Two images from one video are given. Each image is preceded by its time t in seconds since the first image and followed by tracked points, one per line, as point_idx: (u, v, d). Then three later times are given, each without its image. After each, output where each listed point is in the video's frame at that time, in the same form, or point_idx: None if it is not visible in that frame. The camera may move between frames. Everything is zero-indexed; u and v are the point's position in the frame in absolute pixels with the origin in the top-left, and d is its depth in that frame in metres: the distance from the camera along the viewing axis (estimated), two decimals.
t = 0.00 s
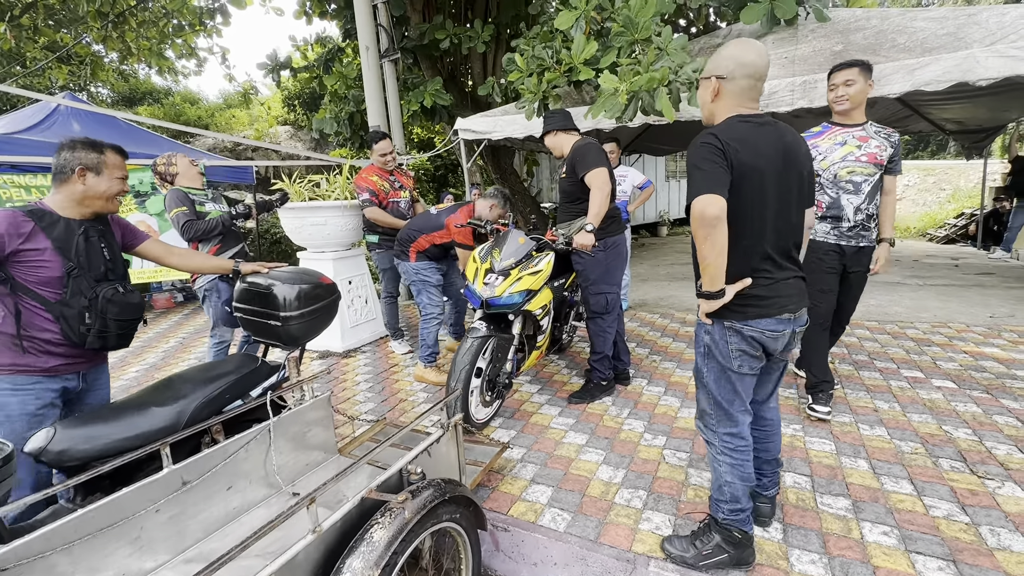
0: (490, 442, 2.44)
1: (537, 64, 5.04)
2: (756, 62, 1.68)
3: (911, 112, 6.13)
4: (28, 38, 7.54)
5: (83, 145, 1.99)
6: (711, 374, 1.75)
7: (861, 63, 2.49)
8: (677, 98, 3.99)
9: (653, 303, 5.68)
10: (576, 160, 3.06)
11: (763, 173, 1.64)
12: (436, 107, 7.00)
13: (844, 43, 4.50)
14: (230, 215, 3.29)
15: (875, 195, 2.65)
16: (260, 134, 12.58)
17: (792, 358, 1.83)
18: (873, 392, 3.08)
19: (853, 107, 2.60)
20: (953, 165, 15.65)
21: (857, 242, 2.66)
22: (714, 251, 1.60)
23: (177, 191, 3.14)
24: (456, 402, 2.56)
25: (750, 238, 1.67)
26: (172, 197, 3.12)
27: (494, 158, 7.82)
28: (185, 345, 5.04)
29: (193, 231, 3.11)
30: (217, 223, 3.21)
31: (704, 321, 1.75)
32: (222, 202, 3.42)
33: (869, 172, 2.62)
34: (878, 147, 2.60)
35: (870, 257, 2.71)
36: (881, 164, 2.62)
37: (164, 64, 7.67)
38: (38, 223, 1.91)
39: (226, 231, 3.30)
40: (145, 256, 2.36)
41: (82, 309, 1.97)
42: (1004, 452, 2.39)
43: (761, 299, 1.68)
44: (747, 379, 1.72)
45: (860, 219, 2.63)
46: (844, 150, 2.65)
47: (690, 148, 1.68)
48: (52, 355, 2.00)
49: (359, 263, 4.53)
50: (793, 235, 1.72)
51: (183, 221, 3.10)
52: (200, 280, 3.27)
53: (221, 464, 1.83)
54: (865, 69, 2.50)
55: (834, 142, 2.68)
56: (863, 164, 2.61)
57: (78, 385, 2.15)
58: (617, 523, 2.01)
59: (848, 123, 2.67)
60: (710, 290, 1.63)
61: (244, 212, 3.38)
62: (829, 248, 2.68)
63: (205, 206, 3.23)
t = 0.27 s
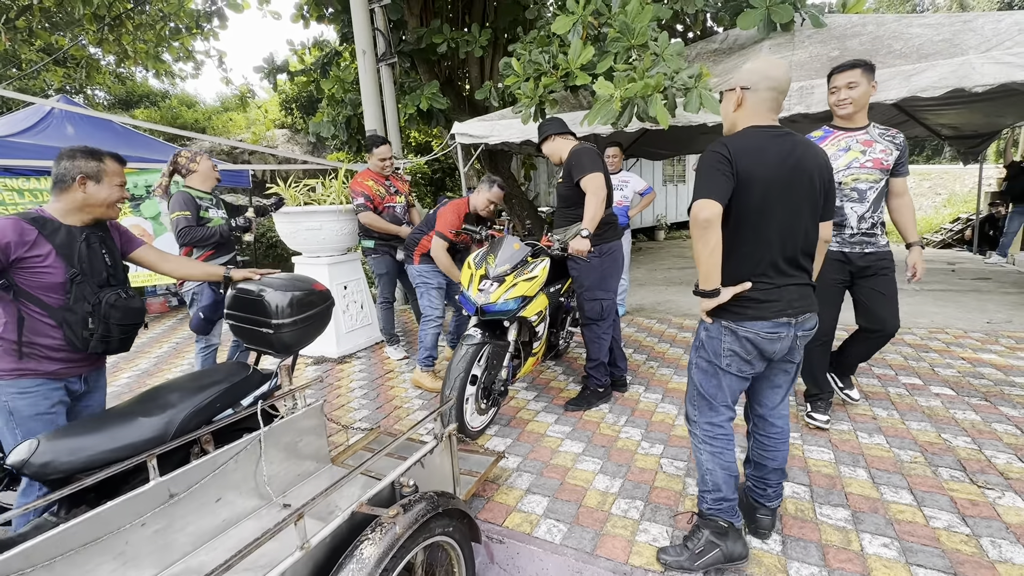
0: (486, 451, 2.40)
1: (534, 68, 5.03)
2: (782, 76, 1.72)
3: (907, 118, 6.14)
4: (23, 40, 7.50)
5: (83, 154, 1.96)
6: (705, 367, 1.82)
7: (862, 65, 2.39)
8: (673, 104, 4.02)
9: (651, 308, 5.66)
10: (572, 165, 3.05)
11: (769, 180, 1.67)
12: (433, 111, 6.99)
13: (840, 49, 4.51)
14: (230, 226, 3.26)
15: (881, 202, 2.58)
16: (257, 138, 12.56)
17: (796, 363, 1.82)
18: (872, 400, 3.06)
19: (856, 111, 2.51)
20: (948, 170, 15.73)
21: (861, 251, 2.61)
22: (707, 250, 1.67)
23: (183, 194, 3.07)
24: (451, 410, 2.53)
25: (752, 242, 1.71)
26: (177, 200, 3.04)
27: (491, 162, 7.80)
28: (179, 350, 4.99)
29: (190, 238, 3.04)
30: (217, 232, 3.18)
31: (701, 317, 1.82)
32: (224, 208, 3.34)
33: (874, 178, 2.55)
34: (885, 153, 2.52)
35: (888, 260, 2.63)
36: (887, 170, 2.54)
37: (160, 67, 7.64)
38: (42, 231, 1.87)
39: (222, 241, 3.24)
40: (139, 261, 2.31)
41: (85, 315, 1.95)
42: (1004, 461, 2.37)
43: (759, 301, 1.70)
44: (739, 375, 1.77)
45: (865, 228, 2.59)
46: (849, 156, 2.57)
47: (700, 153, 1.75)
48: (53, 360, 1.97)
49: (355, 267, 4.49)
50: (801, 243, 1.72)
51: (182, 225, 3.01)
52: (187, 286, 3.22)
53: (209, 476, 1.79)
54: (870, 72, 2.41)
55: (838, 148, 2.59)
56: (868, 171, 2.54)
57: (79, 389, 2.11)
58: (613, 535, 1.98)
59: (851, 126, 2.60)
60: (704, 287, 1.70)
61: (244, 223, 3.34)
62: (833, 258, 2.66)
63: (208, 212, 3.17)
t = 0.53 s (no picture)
0: (484, 456, 2.39)
1: (532, 73, 5.03)
2: (792, 89, 1.79)
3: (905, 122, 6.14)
4: (22, 42, 7.48)
5: (75, 159, 1.92)
6: (701, 350, 1.94)
7: (884, 61, 2.26)
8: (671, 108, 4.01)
9: (650, 312, 5.66)
10: (571, 170, 3.03)
11: (771, 186, 1.74)
12: (432, 114, 6.98)
13: (838, 53, 4.52)
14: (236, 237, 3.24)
15: (896, 209, 2.41)
16: (256, 140, 12.54)
17: (795, 363, 1.87)
18: (871, 404, 3.05)
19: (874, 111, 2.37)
20: (945, 174, 15.80)
21: (869, 258, 2.44)
22: (700, 246, 1.80)
23: (197, 201, 3.03)
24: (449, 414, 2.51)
25: (749, 242, 1.81)
26: (191, 206, 3.01)
27: (490, 165, 7.79)
28: (176, 354, 4.97)
29: (196, 246, 3.01)
30: (223, 243, 3.17)
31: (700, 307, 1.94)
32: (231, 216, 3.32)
33: (888, 184, 2.39)
34: (903, 157, 2.36)
35: (902, 270, 2.41)
36: (906, 175, 2.38)
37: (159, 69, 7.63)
38: (44, 240, 1.86)
39: (224, 250, 3.21)
40: (138, 264, 2.30)
41: (92, 323, 1.94)
42: (1004, 466, 2.36)
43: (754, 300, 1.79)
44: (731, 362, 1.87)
45: (875, 234, 2.42)
46: (863, 159, 2.43)
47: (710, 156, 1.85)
48: (65, 365, 1.98)
49: (353, 271, 4.48)
50: (801, 248, 1.78)
51: (191, 233, 2.99)
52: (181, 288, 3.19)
53: (204, 482, 1.77)
54: (888, 69, 2.26)
55: (852, 150, 2.46)
56: (881, 175, 2.39)
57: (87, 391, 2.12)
58: (612, 541, 1.97)
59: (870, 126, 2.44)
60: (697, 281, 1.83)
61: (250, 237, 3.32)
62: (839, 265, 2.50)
63: (218, 221, 3.16)
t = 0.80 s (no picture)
0: (483, 456, 2.39)
1: (531, 75, 5.03)
2: (786, 98, 1.86)
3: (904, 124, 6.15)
4: (22, 43, 7.48)
5: (81, 163, 1.90)
6: (702, 341, 2.12)
7: (930, 47, 2.09)
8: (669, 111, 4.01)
9: (649, 313, 5.66)
10: (565, 172, 3.04)
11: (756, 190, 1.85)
12: (431, 115, 6.99)
13: (837, 55, 4.54)
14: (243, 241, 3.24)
15: (926, 211, 2.23)
16: (255, 141, 12.55)
17: (792, 355, 1.89)
18: (870, 405, 3.06)
19: (915, 103, 2.18)
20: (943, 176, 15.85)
21: (889, 262, 2.30)
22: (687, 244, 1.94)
23: (202, 204, 3.03)
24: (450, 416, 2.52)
25: (737, 241, 1.93)
26: (197, 210, 3.01)
27: (490, 167, 7.80)
28: (175, 355, 4.96)
29: (205, 251, 3.00)
30: (230, 247, 3.16)
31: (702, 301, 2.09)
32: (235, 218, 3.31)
33: (917, 183, 2.22)
34: (939, 155, 2.17)
35: (929, 275, 2.25)
36: (939, 175, 2.19)
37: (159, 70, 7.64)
38: (54, 244, 1.85)
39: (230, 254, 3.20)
40: (138, 262, 2.31)
41: (103, 323, 1.97)
42: (1004, 467, 2.36)
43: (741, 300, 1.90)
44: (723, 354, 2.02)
45: (896, 237, 2.28)
46: (894, 155, 2.25)
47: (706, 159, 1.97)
48: (77, 364, 2.01)
49: (352, 272, 4.48)
50: (786, 247, 1.86)
51: (200, 238, 2.98)
52: (182, 289, 3.17)
53: (203, 482, 1.77)
54: (936, 59, 2.09)
55: (883, 145, 2.28)
56: (911, 174, 2.22)
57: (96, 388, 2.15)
58: (611, 541, 1.96)
59: (911, 121, 2.25)
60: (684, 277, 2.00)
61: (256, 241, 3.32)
62: (858, 269, 2.40)
63: (223, 224, 3.16)
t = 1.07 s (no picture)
0: (485, 455, 2.41)
1: (532, 78, 5.06)
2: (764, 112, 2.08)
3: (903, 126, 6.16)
4: (25, 45, 7.52)
5: (99, 170, 1.92)
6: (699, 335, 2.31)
7: (976, 36, 2.00)
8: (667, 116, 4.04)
9: (650, 313, 5.69)
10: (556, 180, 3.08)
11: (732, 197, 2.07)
12: (432, 116, 7.01)
13: (837, 57, 4.56)
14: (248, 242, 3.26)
15: (947, 210, 2.15)
16: (257, 142, 12.59)
17: (776, 345, 2.03)
18: (870, 404, 3.08)
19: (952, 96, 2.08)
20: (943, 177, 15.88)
21: (901, 261, 2.28)
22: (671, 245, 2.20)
23: (206, 206, 3.06)
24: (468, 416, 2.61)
25: (718, 242, 2.15)
26: (202, 212, 3.04)
27: (491, 168, 7.82)
28: (178, 355, 4.99)
29: (211, 252, 3.03)
30: (236, 248, 3.19)
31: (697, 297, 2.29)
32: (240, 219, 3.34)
33: (937, 181, 2.15)
34: (964, 153, 2.08)
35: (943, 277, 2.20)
36: (963, 174, 2.10)
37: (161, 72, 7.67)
38: (69, 249, 1.87)
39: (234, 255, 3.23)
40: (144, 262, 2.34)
41: (118, 326, 2.01)
42: (1002, 466, 2.37)
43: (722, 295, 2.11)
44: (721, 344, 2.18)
45: (910, 236, 2.23)
46: (917, 149, 2.18)
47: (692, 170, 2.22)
48: (94, 364, 2.05)
49: (354, 272, 4.50)
50: (760, 247, 2.05)
51: (205, 239, 3.01)
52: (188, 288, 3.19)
53: (209, 480, 1.79)
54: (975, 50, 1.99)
55: (909, 137, 2.21)
56: (931, 171, 2.15)
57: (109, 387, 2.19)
58: (612, 539, 1.99)
59: (945, 115, 2.15)
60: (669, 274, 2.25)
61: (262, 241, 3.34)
62: (874, 266, 2.38)
63: (228, 226, 3.19)
